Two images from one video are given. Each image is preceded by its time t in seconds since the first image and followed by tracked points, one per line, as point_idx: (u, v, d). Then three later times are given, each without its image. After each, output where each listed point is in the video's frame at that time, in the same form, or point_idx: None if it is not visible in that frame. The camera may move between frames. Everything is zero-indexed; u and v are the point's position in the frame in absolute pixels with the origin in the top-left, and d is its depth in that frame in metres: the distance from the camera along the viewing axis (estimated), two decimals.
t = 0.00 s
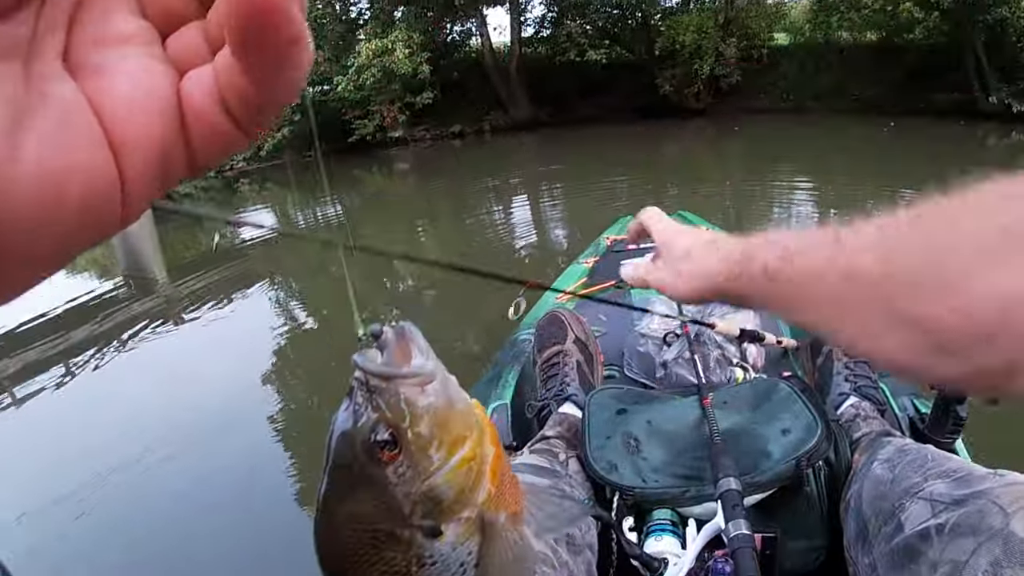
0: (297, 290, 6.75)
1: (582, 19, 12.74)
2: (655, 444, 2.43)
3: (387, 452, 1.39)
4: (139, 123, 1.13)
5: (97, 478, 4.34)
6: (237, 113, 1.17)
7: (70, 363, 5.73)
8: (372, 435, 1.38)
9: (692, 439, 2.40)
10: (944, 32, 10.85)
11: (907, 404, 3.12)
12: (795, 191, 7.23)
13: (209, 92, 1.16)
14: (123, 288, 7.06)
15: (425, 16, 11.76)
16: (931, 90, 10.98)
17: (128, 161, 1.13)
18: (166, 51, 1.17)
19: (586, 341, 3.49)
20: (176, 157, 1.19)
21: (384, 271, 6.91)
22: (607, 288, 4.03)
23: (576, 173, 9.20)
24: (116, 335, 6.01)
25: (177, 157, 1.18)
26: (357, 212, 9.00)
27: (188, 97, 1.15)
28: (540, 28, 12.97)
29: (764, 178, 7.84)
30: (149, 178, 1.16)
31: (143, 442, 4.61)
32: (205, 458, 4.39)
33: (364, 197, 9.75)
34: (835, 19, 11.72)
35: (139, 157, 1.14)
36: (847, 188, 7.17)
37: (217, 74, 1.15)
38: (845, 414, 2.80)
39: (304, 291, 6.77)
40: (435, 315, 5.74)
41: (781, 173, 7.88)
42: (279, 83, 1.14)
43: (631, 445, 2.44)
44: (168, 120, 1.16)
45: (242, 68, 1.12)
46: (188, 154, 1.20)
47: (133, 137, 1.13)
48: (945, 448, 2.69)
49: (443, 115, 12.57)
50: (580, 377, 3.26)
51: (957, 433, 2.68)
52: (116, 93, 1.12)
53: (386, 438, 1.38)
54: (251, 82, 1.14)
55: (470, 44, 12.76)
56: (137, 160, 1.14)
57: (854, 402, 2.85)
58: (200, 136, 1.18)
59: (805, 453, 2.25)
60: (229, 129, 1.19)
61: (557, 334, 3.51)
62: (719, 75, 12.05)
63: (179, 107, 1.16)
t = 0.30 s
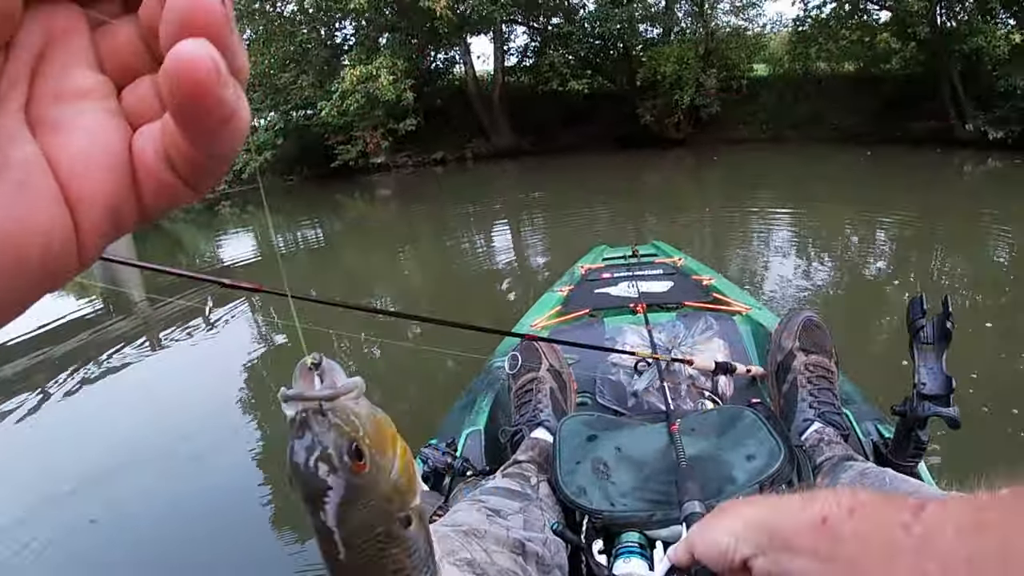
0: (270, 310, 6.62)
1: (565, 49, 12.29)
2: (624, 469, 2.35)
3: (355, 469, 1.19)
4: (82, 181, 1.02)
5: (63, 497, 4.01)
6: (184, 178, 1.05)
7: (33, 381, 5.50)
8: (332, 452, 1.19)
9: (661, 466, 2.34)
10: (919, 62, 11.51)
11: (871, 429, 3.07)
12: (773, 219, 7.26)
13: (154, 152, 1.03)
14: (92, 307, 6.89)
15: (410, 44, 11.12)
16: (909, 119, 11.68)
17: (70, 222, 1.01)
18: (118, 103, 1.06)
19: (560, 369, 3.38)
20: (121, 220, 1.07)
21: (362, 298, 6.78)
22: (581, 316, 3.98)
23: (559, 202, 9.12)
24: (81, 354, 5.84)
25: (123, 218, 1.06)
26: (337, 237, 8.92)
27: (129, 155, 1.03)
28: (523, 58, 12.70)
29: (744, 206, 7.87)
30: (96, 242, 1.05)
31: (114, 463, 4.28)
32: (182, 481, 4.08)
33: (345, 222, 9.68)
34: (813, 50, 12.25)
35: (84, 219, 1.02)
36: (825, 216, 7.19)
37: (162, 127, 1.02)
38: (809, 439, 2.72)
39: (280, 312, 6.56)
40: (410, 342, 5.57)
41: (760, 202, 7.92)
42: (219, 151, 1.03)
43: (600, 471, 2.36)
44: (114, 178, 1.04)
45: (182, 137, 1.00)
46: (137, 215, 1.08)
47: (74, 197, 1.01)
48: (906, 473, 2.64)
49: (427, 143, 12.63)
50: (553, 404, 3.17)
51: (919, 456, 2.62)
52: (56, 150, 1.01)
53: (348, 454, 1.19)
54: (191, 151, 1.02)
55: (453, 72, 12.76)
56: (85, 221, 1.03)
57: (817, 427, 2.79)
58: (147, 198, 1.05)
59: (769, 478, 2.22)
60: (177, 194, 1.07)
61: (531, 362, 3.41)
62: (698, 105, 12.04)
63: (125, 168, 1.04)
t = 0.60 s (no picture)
0: (273, 327, 6.59)
1: (569, 71, 12.17)
2: (627, 482, 2.32)
3: (392, 491, 1.00)
4: (66, 141, 0.71)
5: (68, 517, 3.93)
6: (190, 148, 0.77)
7: (30, 399, 5.42)
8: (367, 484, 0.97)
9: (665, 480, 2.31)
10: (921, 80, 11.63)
11: (872, 449, 3.03)
12: (778, 237, 7.25)
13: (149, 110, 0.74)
14: (98, 325, 6.90)
15: (417, 65, 11.30)
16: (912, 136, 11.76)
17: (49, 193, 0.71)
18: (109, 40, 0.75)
19: (561, 390, 3.33)
20: (107, 196, 0.77)
21: (366, 318, 6.73)
22: (583, 337, 3.94)
23: (564, 224, 9.11)
24: (82, 369, 5.82)
25: (110, 197, 0.77)
26: (342, 257, 8.95)
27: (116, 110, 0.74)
28: (527, 80, 12.74)
29: (748, 227, 7.86)
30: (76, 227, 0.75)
31: (117, 481, 4.21)
32: (187, 500, 3.98)
33: (350, 242, 9.72)
34: (814, 71, 12.36)
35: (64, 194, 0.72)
36: (829, 235, 7.17)
37: (165, 78, 0.74)
38: (810, 458, 2.69)
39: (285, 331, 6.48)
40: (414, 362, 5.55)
41: (764, 223, 7.91)
42: (234, 118, 0.76)
43: (603, 481, 2.33)
44: (98, 137, 0.74)
45: (187, 93, 0.72)
46: (127, 188, 0.78)
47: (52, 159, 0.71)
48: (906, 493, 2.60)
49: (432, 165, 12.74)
50: (554, 425, 3.13)
51: (919, 476, 2.59)
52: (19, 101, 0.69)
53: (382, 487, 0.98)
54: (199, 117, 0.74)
55: (458, 94, 12.84)
56: (67, 196, 0.73)
57: (818, 446, 2.76)
58: (142, 169, 0.76)
59: (772, 494, 2.18)
60: (178, 164, 0.78)
61: (532, 382, 3.36)
62: (703, 127, 12.16)
63: (115, 128, 0.74)
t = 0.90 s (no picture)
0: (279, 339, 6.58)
1: (572, 78, 12.26)
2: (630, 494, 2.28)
3: (374, 451, 1.05)
4: (51, 44, 0.62)
5: (77, 529, 3.92)
6: (186, 55, 0.66)
7: (39, 412, 5.44)
8: (355, 433, 1.03)
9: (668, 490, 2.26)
10: (924, 80, 11.61)
11: (877, 453, 3.00)
12: (784, 241, 7.22)
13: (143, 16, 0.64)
14: (104, 338, 6.90)
15: (421, 75, 11.38)
16: (916, 136, 11.73)
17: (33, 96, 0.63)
18: None
19: (564, 398, 3.31)
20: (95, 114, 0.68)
21: (372, 327, 6.71)
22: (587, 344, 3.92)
23: (569, 231, 9.10)
24: (89, 383, 5.81)
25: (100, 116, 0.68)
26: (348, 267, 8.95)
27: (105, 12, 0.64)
28: (531, 88, 12.79)
29: (754, 230, 7.82)
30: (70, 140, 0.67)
31: (125, 493, 4.19)
32: (196, 511, 3.95)
33: (356, 252, 9.73)
34: (818, 73, 12.33)
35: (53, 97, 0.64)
36: (836, 237, 7.13)
37: None
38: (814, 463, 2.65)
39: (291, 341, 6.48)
40: (420, 370, 5.53)
41: (771, 226, 7.86)
42: (237, 23, 0.64)
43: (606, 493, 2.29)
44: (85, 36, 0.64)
45: None
46: (123, 108, 0.69)
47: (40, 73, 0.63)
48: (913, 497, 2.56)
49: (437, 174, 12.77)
50: (558, 432, 3.10)
51: (925, 478, 2.57)
52: None
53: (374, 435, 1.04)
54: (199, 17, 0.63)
55: (463, 103, 12.95)
56: (54, 108, 0.65)
57: (823, 451, 2.72)
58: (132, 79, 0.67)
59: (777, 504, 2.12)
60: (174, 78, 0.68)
61: (535, 391, 3.33)
62: (707, 131, 12.10)
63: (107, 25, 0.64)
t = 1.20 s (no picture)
0: (292, 337, 6.60)
1: (581, 71, 12.11)
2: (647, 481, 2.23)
3: (429, 377, 0.59)
4: None
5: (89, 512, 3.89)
6: None
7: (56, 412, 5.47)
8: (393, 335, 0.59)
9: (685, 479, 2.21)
10: (936, 70, 11.37)
11: (892, 442, 2.96)
12: (796, 233, 7.17)
13: None
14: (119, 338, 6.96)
15: (429, 71, 11.37)
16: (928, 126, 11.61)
17: None
18: None
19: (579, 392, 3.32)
20: None
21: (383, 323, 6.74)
22: (599, 338, 3.89)
23: (580, 225, 9.08)
24: (104, 383, 5.85)
25: None
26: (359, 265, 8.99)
27: None
28: (540, 82, 12.66)
29: (768, 222, 7.77)
30: None
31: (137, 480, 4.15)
32: (210, 495, 3.92)
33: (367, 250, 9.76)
34: (829, 63, 12.20)
35: None
36: (849, 228, 7.07)
37: None
38: (830, 453, 2.64)
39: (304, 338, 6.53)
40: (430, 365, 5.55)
41: (785, 217, 7.78)
42: None
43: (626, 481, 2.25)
44: None
45: None
46: None
47: None
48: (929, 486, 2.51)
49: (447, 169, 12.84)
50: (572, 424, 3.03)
51: (941, 467, 2.51)
52: None
53: (424, 341, 0.60)
54: None
55: (472, 98, 12.75)
56: None
57: (839, 440, 2.69)
58: None
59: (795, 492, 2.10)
60: None
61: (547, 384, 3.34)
62: (718, 123, 12.03)
63: None
